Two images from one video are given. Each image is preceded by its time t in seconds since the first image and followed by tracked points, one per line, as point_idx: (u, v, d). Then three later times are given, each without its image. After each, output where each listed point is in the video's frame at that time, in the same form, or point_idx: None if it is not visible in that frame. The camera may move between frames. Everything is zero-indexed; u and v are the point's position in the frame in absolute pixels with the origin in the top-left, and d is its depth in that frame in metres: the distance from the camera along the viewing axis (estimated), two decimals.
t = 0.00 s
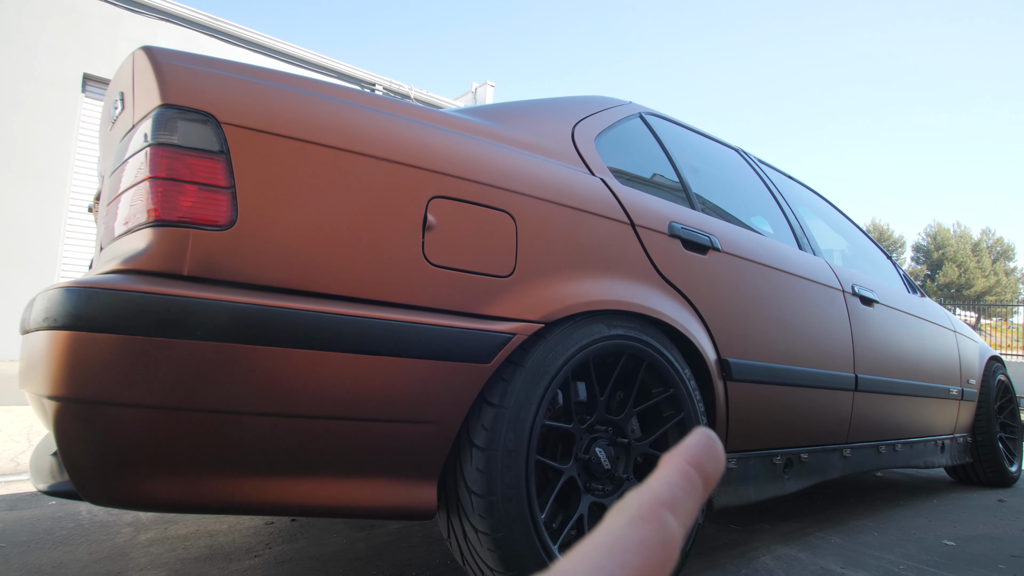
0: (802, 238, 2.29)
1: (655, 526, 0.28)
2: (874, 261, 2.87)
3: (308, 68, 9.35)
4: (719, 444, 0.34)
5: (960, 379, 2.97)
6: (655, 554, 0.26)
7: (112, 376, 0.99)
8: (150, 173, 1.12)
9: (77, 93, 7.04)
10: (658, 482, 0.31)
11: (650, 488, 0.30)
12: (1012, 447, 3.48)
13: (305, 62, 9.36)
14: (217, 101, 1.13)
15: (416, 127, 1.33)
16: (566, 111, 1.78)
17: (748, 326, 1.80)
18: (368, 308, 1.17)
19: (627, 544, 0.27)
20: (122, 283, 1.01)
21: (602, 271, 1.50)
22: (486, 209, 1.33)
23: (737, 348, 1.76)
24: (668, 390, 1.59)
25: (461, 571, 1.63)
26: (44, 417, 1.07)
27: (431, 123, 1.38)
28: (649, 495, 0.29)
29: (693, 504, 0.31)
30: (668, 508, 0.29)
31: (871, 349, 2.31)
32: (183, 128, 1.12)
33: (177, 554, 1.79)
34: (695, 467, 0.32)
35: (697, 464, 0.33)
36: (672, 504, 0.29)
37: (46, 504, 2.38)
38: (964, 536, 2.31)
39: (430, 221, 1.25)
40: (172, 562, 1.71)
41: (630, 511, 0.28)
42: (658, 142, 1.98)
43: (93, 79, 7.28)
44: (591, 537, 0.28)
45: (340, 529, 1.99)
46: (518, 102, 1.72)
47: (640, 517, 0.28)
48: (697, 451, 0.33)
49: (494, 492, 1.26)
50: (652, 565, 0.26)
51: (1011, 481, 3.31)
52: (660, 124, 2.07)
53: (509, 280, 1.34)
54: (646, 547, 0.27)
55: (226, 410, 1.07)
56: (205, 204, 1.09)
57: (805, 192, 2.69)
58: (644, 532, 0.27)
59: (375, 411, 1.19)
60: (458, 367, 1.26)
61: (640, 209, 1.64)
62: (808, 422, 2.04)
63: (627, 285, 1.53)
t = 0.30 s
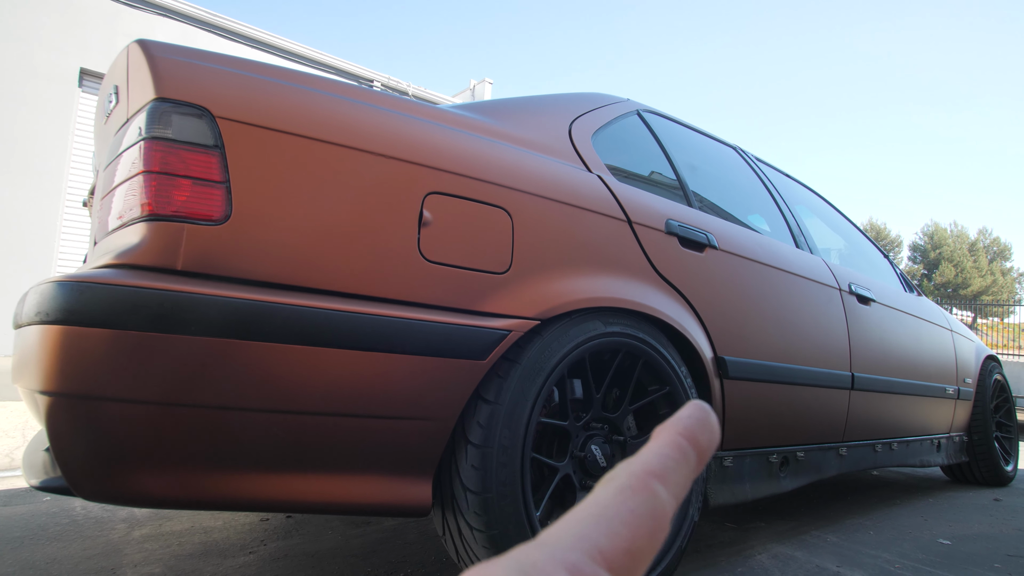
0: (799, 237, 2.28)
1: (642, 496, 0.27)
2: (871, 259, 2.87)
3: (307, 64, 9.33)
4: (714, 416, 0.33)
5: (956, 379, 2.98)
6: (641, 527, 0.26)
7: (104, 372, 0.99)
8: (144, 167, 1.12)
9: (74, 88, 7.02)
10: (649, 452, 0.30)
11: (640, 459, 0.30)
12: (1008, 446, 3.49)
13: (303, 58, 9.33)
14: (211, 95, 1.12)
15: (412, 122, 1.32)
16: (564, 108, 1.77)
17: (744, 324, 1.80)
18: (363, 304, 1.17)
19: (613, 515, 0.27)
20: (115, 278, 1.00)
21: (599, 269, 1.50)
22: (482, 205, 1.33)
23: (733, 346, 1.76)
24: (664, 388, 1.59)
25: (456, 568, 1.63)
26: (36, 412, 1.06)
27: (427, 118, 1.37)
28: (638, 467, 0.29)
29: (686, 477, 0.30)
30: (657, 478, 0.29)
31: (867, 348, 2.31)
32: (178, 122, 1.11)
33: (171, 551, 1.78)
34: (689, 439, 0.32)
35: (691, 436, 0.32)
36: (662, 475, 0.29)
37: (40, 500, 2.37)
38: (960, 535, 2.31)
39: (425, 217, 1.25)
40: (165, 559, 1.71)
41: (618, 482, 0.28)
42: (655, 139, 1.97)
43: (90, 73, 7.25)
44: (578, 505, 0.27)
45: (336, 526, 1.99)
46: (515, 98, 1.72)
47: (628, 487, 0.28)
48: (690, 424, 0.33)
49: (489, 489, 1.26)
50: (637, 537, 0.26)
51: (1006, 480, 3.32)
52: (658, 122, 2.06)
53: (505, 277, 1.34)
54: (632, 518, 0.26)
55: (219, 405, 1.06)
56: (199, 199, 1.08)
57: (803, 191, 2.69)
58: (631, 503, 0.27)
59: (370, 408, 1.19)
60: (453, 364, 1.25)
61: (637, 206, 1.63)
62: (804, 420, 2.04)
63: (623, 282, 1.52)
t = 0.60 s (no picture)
0: (798, 238, 2.29)
1: (668, 502, 0.26)
2: (870, 260, 2.87)
3: (307, 64, 9.32)
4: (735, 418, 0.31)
5: (955, 380, 2.98)
6: (665, 537, 0.25)
7: (103, 373, 0.98)
8: (144, 168, 1.12)
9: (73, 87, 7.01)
10: (671, 450, 0.29)
11: (664, 458, 0.28)
12: (1006, 447, 3.49)
13: (303, 57, 9.33)
14: (210, 97, 1.12)
15: (412, 123, 1.32)
16: (564, 109, 1.77)
17: (744, 325, 1.80)
18: (363, 306, 1.17)
19: (637, 523, 0.25)
20: (115, 279, 1.00)
21: (599, 270, 1.50)
22: (482, 207, 1.33)
23: (732, 347, 1.76)
24: (663, 390, 1.59)
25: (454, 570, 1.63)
26: (34, 413, 1.06)
27: (427, 120, 1.37)
28: (663, 468, 0.27)
29: (707, 478, 0.29)
30: (682, 482, 0.27)
31: (866, 349, 2.31)
32: (178, 123, 1.11)
33: (169, 552, 1.78)
34: (714, 439, 0.30)
35: (715, 436, 0.30)
36: (687, 479, 0.28)
37: (37, 500, 2.37)
38: (958, 537, 2.32)
39: (425, 219, 1.25)
40: (163, 560, 1.71)
41: (642, 485, 0.26)
42: (655, 141, 1.97)
43: (90, 72, 7.24)
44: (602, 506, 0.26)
45: (334, 527, 1.99)
46: (515, 100, 1.72)
47: (652, 491, 0.26)
48: (713, 423, 0.30)
49: (488, 491, 1.26)
50: (660, 546, 0.25)
51: (1005, 481, 3.32)
52: (657, 123, 2.06)
53: (504, 278, 1.34)
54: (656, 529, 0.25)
55: (218, 407, 1.06)
56: (199, 200, 1.08)
57: (802, 192, 2.69)
58: (656, 508, 0.26)
59: (369, 409, 1.19)
60: (452, 366, 1.25)
61: (636, 208, 1.63)
62: (803, 422, 2.04)
63: (622, 284, 1.52)
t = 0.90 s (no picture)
0: (791, 240, 2.29)
1: (679, 486, 0.26)
2: (863, 262, 2.88)
3: (302, 65, 9.31)
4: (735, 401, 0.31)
5: (947, 381, 2.99)
6: (682, 519, 0.25)
7: (94, 378, 0.98)
8: (135, 172, 1.11)
9: (65, 88, 6.97)
10: (677, 436, 0.29)
11: (671, 444, 0.28)
12: (998, 447, 3.51)
13: (297, 59, 9.31)
14: (202, 101, 1.12)
15: (405, 127, 1.32)
16: (558, 112, 1.77)
17: (737, 328, 1.80)
18: (355, 310, 1.17)
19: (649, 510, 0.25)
20: (105, 283, 1.00)
21: (592, 273, 1.50)
22: (475, 210, 1.33)
23: (726, 350, 1.76)
24: (657, 392, 1.59)
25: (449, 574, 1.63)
26: (23, 419, 1.05)
27: (420, 123, 1.37)
28: (669, 454, 0.27)
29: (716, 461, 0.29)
30: (692, 468, 0.27)
31: (859, 351, 2.32)
32: (170, 127, 1.11)
33: (162, 557, 1.77)
34: (716, 424, 0.30)
35: (717, 421, 0.30)
36: (697, 462, 0.27)
37: (28, 505, 2.35)
38: (951, 538, 2.33)
39: (418, 222, 1.24)
40: (155, 566, 1.70)
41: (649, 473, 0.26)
42: (649, 143, 1.97)
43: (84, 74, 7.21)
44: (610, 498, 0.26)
45: (328, 532, 1.98)
46: (509, 103, 1.72)
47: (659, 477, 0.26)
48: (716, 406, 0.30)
49: (481, 495, 1.25)
50: (678, 530, 0.25)
51: (997, 481, 3.34)
52: (651, 126, 2.07)
53: (498, 282, 1.33)
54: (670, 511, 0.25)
55: (209, 412, 1.05)
56: (191, 204, 1.07)
57: (795, 195, 2.70)
58: (666, 494, 0.25)
59: (362, 414, 1.18)
60: (446, 370, 1.25)
61: (630, 211, 1.63)
62: (797, 424, 2.05)
63: (616, 286, 1.52)
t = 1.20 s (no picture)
0: (781, 240, 2.31)
1: (686, 480, 0.26)
2: (852, 262, 2.90)
3: (294, 65, 9.27)
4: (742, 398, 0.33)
5: (935, 380, 3.02)
6: (689, 513, 0.25)
7: (77, 378, 0.97)
8: (118, 171, 1.10)
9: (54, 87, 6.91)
10: (685, 436, 0.30)
11: (677, 444, 0.29)
12: (986, 445, 3.54)
13: (288, 58, 9.26)
14: (188, 99, 1.11)
15: (393, 127, 1.31)
16: (547, 112, 1.78)
17: (726, 327, 1.81)
18: (342, 309, 1.16)
19: (661, 497, 0.25)
20: (88, 283, 0.99)
21: (581, 273, 1.50)
22: (463, 210, 1.32)
23: (715, 349, 1.77)
24: (646, 392, 1.59)
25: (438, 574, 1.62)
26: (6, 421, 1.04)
27: (409, 122, 1.37)
28: (677, 450, 0.28)
29: (724, 457, 0.30)
30: (701, 461, 0.28)
31: (848, 350, 2.34)
32: (154, 126, 1.10)
33: (149, 559, 1.76)
34: (723, 421, 0.31)
35: (724, 419, 0.31)
36: (704, 457, 0.28)
37: (15, 508, 2.33)
38: (938, 535, 2.35)
39: (406, 222, 1.24)
40: (142, 568, 1.68)
41: (658, 466, 0.27)
42: (638, 144, 1.98)
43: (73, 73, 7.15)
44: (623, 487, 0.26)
45: (318, 532, 1.98)
46: (499, 102, 1.72)
47: (669, 469, 0.27)
48: (722, 406, 0.32)
49: (469, 494, 1.25)
50: (686, 521, 0.25)
51: (984, 479, 3.37)
52: (642, 127, 2.07)
53: (486, 281, 1.33)
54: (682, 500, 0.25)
55: (194, 413, 1.05)
56: (175, 203, 1.07)
57: (785, 195, 2.71)
58: (677, 486, 0.26)
59: (350, 413, 1.18)
60: (433, 369, 1.25)
61: (619, 210, 1.64)
62: (785, 423, 2.06)
63: (605, 286, 1.53)
